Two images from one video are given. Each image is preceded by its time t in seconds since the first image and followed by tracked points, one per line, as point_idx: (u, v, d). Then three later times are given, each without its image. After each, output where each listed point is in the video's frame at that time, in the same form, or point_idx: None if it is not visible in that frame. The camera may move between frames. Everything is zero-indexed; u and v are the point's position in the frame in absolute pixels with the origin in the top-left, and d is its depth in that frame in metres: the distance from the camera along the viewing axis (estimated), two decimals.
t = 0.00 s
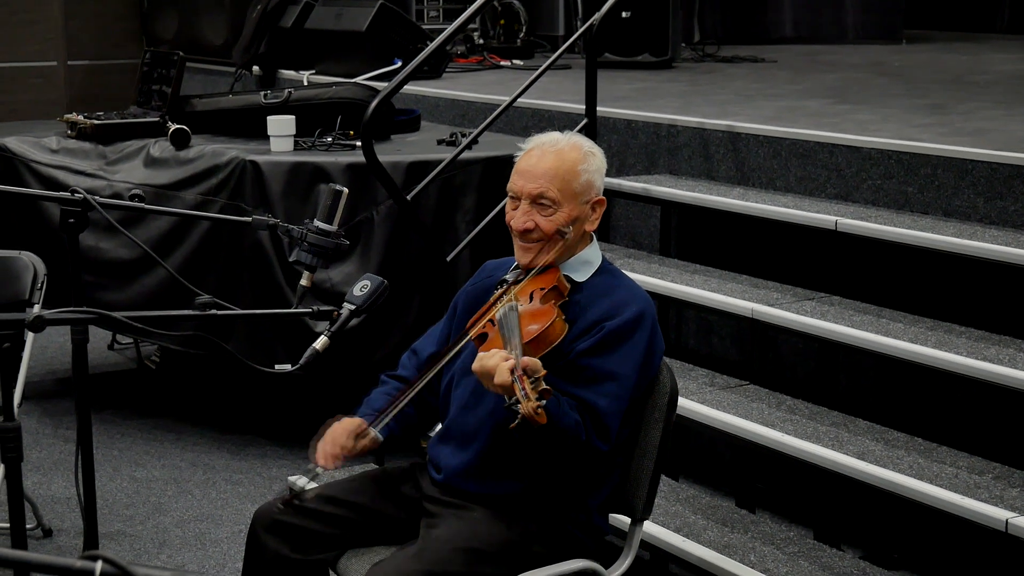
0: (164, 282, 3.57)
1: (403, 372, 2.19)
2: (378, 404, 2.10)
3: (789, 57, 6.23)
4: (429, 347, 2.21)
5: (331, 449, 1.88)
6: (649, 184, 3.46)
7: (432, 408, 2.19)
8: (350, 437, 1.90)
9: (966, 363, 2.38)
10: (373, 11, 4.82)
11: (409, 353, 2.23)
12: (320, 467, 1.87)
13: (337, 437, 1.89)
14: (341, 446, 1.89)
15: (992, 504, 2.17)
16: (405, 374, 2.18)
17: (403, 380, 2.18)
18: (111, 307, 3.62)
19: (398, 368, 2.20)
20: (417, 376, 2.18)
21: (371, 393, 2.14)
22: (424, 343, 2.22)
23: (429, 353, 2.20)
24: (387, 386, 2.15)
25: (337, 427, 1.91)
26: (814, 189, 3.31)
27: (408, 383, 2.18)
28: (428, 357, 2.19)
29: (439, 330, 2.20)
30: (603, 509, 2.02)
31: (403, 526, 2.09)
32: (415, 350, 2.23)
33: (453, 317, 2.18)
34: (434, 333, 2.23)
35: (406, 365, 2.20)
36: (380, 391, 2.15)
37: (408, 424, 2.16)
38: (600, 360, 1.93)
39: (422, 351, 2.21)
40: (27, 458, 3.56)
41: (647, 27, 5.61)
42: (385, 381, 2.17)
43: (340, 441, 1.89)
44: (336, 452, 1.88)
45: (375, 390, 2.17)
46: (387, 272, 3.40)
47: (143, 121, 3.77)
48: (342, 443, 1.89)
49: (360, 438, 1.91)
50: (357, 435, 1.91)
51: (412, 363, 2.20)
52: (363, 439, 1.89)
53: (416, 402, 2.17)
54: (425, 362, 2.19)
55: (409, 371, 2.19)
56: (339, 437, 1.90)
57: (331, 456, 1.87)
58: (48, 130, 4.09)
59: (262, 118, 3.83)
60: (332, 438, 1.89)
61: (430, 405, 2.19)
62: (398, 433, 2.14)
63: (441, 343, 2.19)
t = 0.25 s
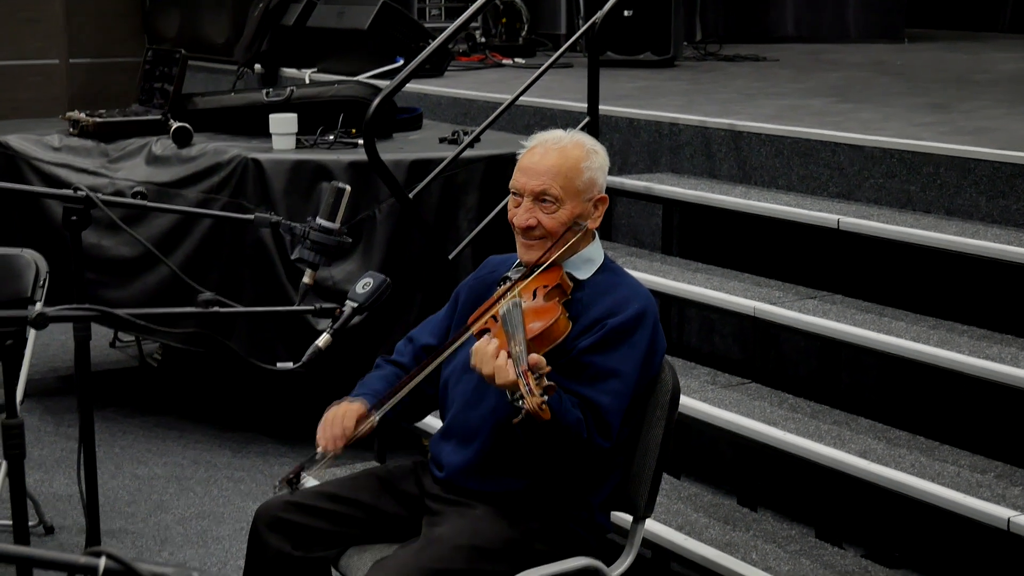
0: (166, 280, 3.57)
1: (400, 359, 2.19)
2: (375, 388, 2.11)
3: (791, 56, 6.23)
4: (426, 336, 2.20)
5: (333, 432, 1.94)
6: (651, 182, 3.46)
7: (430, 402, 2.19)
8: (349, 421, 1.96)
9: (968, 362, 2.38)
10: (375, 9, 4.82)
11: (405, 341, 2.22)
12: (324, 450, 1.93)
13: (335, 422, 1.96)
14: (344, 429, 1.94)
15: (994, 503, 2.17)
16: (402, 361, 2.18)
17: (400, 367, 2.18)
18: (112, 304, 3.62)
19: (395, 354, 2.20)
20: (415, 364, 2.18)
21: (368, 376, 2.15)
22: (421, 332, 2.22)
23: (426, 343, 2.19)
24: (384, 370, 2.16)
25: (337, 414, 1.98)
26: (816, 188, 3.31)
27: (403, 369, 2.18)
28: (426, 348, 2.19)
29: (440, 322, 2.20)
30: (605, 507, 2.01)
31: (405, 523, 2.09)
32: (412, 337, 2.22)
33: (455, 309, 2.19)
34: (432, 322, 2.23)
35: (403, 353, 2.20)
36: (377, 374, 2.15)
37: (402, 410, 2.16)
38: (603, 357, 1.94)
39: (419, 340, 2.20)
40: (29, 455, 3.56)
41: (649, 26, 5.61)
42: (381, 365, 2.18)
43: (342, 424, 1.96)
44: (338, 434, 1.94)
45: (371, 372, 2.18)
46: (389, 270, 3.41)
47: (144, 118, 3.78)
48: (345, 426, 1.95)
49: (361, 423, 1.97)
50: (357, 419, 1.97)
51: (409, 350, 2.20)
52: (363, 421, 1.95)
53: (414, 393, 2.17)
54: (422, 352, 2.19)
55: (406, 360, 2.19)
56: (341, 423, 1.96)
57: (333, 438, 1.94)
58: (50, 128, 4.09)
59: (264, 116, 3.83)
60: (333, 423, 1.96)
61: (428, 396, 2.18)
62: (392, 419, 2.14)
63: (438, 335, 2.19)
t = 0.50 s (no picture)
0: (168, 272, 3.57)
1: (400, 348, 2.19)
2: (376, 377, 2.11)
3: (793, 47, 6.22)
4: (426, 326, 2.21)
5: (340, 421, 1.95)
6: (653, 174, 3.46)
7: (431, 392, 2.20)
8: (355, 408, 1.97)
9: (970, 353, 2.38)
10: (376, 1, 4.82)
11: (406, 331, 2.23)
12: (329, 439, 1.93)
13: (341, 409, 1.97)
14: (350, 418, 1.96)
15: (996, 493, 2.17)
16: (403, 350, 2.19)
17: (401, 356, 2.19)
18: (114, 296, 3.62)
19: (396, 343, 2.20)
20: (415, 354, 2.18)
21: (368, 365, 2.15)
22: (422, 322, 2.22)
23: (427, 333, 2.19)
24: (385, 359, 2.16)
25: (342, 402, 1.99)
26: (817, 179, 3.31)
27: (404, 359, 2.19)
28: (426, 339, 2.19)
29: (441, 313, 2.20)
30: (607, 499, 2.02)
31: (407, 514, 2.09)
32: (413, 327, 2.22)
33: (456, 301, 2.19)
34: (433, 313, 2.23)
35: (403, 342, 2.20)
36: (378, 363, 2.16)
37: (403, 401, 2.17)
38: (606, 348, 1.94)
39: (420, 330, 2.20)
40: (31, 447, 3.57)
41: (651, 18, 5.60)
42: (382, 354, 2.18)
43: (350, 411, 1.97)
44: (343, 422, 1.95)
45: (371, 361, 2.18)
46: (390, 262, 3.41)
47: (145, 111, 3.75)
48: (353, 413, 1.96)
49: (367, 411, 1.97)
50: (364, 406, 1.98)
51: (409, 340, 2.21)
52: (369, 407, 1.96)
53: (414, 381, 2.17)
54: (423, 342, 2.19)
55: (407, 349, 2.19)
56: (348, 410, 1.97)
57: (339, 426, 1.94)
58: (52, 120, 4.09)
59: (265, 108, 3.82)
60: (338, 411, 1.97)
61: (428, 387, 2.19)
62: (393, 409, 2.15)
63: (438, 326, 2.19)
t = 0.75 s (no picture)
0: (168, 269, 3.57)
1: (404, 350, 2.19)
2: (384, 379, 2.11)
3: (793, 45, 6.22)
4: (428, 327, 2.21)
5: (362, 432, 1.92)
6: (653, 172, 3.46)
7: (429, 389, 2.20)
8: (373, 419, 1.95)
9: (970, 351, 2.38)
10: None
11: (408, 332, 2.23)
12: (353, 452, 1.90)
13: (361, 421, 1.95)
14: (372, 428, 1.93)
15: (995, 492, 2.17)
16: (407, 352, 2.19)
17: (405, 358, 2.19)
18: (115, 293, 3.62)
19: (399, 345, 2.21)
20: (418, 355, 2.19)
21: (376, 369, 2.15)
22: (423, 322, 2.22)
23: (429, 334, 2.19)
24: (392, 362, 2.16)
25: (356, 413, 1.97)
26: (817, 177, 3.31)
27: (410, 361, 2.19)
28: (428, 339, 2.19)
29: (442, 313, 2.20)
30: (607, 497, 2.02)
31: (407, 512, 2.09)
32: (415, 329, 2.23)
33: (457, 300, 2.19)
34: (434, 313, 2.23)
35: (406, 344, 2.20)
36: (385, 366, 2.15)
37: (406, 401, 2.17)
38: (605, 347, 1.94)
39: (422, 331, 2.20)
40: (31, 444, 3.57)
41: (651, 16, 5.60)
42: (387, 357, 2.18)
43: (369, 422, 1.94)
44: (363, 434, 1.92)
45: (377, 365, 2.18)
46: (391, 260, 3.40)
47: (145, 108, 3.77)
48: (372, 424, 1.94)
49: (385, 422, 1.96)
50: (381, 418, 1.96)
51: (412, 342, 2.21)
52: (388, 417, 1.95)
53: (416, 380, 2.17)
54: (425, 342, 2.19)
55: (411, 350, 2.19)
56: (369, 421, 1.94)
57: (361, 438, 1.91)
58: (52, 117, 4.09)
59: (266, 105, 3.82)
60: (356, 424, 1.95)
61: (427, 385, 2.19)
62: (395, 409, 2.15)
63: (441, 325, 2.19)
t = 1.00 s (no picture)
0: (169, 268, 3.57)
1: (403, 347, 2.20)
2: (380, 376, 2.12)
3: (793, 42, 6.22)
4: (428, 324, 2.21)
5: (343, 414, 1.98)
6: (653, 169, 3.46)
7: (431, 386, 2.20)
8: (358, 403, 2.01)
9: (971, 347, 2.38)
10: None
11: (408, 330, 2.23)
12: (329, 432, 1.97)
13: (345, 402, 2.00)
14: (353, 413, 1.99)
15: (996, 488, 2.17)
16: (406, 349, 2.19)
17: (404, 356, 2.19)
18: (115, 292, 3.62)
19: (399, 343, 2.21)
20: (418, 353, 2.19)
21: (372, 364, 2.16)
22: (424, 320, 2.22)
23: (429, 331, 2.19)
24: (388, 359, 2.16)
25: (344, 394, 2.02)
26: (818, 174, 3.31)
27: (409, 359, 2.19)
28: (428, 337, 2.19)
29: (443, 310, 2.20)
30: (608, 494, 2.02)
31: (409, 509, 2.10)
32: (415, 326, 2.23)
33: (457, 297, 2.19)
34: (434, 310, 2.23)
35: (406, 341, 2.21)
36: (382, 363, 2.16)
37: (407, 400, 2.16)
38: (605, 343, 1.94)
39: (422, 328, 2.21)
40: (32, 443, 3.57)
41: (651, 13, 5.60)
42: (385, 354, 2.18)
43: (353, 406, 2.00)
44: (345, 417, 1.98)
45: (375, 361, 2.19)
46: (391, 257, 3.41)
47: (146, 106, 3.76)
48: (355, 408, 1.99)
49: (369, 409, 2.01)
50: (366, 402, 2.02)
51: (412, 339, 2.21)
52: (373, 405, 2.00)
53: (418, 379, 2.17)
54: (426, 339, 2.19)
55: (411, 348, 2.20)
56: (352, 404, 2.00)
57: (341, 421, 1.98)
58: (53, 115, 4.09)
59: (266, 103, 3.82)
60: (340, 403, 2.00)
61: (429, 383, 2.19)
62: (399, 409, 2.15)
63: (441, 323, 2.19)
